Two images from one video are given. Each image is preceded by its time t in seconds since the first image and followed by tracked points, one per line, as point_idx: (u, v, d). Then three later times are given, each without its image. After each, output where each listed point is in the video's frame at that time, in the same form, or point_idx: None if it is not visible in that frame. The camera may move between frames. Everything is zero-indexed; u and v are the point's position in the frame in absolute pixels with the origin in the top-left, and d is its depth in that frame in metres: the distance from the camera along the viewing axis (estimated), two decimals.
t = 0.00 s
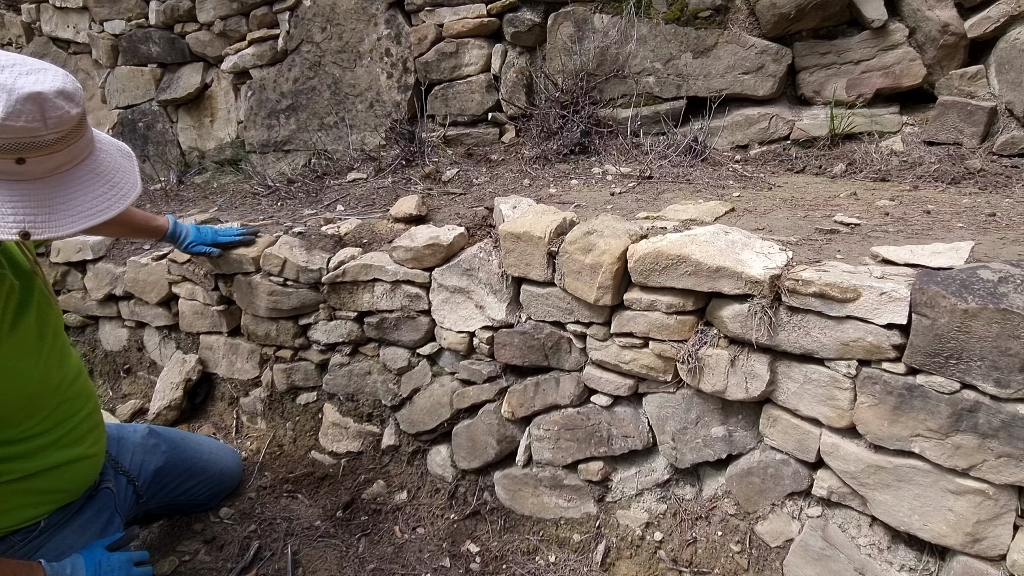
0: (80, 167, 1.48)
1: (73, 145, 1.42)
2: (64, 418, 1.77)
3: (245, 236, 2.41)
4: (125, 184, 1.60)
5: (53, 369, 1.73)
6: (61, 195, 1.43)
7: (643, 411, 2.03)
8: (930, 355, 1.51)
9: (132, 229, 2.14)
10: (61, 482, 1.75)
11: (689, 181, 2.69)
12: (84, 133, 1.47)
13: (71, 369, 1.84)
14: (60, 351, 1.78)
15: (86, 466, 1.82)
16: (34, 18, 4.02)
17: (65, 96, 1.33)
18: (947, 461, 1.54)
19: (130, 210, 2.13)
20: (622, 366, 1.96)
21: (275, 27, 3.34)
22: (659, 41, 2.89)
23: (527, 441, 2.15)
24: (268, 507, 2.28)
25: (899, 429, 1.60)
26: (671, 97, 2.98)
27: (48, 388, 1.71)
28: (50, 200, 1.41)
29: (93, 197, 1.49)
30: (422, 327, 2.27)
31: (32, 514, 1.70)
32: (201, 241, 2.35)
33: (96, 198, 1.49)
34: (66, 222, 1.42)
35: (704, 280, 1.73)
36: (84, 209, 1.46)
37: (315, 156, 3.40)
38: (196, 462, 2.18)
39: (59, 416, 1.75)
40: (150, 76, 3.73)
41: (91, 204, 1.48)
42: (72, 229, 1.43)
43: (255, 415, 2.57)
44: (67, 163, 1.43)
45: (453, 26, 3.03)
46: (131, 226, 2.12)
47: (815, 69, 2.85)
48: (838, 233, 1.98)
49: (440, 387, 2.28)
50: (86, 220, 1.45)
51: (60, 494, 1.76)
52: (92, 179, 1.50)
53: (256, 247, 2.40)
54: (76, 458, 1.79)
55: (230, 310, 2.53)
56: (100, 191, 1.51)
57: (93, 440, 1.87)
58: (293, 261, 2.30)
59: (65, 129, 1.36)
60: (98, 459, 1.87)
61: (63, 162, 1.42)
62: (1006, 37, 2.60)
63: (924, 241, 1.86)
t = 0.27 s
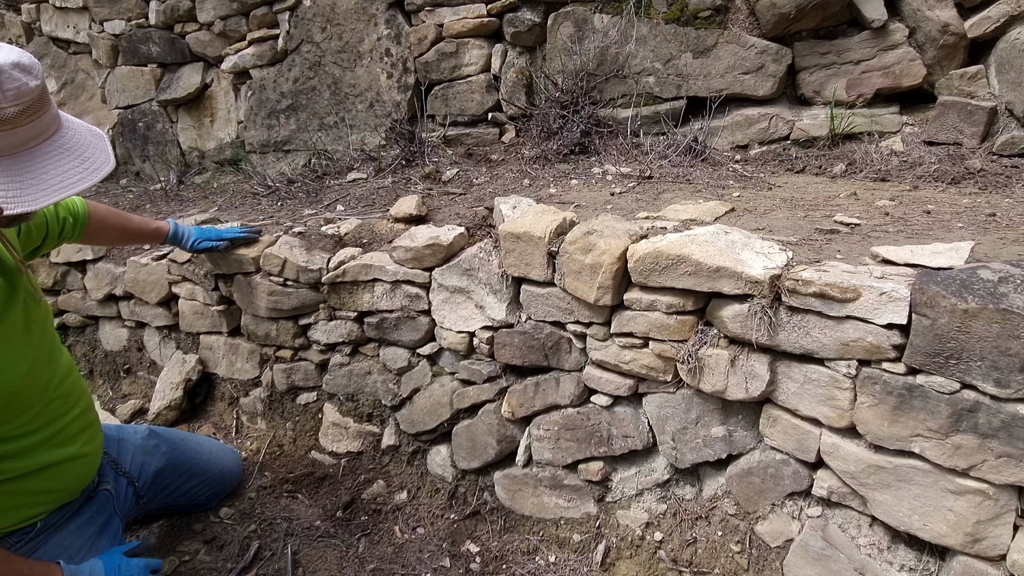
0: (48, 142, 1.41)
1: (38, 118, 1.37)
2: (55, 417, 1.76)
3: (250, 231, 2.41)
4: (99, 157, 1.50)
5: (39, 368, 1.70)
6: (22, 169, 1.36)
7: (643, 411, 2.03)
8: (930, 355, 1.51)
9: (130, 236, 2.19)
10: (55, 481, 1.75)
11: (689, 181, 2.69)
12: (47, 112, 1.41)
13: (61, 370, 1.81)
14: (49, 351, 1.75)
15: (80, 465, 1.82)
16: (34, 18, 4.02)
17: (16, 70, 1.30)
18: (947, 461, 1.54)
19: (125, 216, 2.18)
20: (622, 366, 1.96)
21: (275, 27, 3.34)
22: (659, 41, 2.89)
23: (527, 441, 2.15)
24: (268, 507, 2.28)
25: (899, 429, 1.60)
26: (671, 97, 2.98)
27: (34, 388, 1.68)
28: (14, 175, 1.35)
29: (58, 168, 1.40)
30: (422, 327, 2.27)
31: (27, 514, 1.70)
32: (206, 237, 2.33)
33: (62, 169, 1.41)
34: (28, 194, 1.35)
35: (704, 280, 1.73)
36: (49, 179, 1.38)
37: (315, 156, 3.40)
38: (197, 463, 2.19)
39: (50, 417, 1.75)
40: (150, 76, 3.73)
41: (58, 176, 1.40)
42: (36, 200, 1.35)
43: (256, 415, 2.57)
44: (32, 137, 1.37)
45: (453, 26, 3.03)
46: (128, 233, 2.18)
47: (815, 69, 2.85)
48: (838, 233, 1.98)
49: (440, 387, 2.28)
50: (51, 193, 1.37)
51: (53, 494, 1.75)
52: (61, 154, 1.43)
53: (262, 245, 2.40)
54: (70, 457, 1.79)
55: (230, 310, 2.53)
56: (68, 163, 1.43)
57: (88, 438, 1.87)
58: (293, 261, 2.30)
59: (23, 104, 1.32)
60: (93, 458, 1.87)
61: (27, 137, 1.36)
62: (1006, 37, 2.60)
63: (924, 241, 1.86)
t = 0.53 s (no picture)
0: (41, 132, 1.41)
1: (29, 107, 1.37)
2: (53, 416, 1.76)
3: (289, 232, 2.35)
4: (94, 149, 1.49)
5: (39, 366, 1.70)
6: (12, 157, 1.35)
7: (643, 411, 2.03)
8: (930, 355, 1.51)
9: (165, 238, 2.16)
10: (54, 480, 1.75)
11: (689, 181, 2.70)
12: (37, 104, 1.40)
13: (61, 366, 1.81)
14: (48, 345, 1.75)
15: (81, 464, 1.82)
16: (34, 18, 4.02)
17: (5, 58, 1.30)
18: (947, 462, 1.54)
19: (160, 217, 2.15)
20: (622, 366, 1.96)
21: (275, 27, 3.34)
22: (659, 42, 2.89)
23: (527, 441, 2.15)
24: (268, 508, 2.28)
25: (899, 429, 1.60)
26: (671, 97, 2.98)
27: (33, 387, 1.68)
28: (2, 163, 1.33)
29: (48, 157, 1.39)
30: (422, 327, 2.27)
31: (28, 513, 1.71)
32: (245, 236, 2.25)
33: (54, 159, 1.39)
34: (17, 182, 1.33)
35: (704, 280, 1.73)
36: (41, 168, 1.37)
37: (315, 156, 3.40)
38: (196, 463, 2.19)
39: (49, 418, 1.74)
40: (150, 76, 3.73)
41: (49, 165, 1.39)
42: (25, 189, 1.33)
43: (255, 415, 2.57)
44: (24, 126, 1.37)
45: (453, 26, 3.03)
46: (161, 235, 2.14)
47: (815, 69, 2.85)
48: (838, 233, 1.98)
49: (440, 387, 2.28)
50: (39, 180, 1.35)
51: (53, 493, 1.75)
52: (55, 143, 1.42)
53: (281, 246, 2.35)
54: (69, 456, 1.78)
55: (230, 310, 2.53)
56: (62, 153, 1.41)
57: (87, 436, 1.87)
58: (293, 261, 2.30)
59: (12, 91, 1.32)
60: (92, 457, 1.87)
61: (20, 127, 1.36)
62: (1006, 37, 2.60)
63: (924, 241, 1.86)
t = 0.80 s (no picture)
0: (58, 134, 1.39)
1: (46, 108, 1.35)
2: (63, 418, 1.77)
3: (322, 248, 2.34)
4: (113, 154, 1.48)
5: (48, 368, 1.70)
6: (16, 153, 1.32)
7: (643, 411, 2.03)
8: (930, 355, 1.51)
9: (200, 248, 2.15)
10: (60, 482, 1.75)
11: (689, 181, 2.70)
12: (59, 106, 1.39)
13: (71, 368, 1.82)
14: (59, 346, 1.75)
15: (84, 465, 1.81)
16: (34, 18, 4.02)
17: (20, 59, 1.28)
18: (947, 461, 1.54)
19: (197, 225, 2.14)
20: (622, 366, 1.96)
21: (275, 27, 3.34)
22: (659, 41, 2.89)
23: (527, 441, 2.15)
24: (268, 508, 2.28)
25: (899, 429, 1.60)
26: (671, 97, 2.98)
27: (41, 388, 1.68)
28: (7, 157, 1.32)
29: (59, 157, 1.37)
30: (422, 327, 2.27)
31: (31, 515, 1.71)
32: (279, 254, 2.25)
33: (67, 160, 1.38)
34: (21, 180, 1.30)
35: (704, 280, 1.73)
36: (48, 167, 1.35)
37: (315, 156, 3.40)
38: (197, 463, 2.18)
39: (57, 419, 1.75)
40: (150, 76, 3.73)
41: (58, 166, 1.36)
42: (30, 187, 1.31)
43: (255, 415, 2.57)
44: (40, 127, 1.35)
45: (453, 26, 3.03)
46: (197, 243, 2.13)
47: (815, 69, 2.85)
48: (838, 233, 1.98)
49: (440, 387, 2.28)
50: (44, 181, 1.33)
51: (59, 495, 1.75)
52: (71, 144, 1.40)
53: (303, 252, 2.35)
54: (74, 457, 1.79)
55: (230, 310, 2.53)
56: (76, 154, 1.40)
57: (93, 438, 1.87)
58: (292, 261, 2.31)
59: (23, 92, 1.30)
60: (97, 459, 1.87)
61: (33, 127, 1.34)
62: (1006, 37, 2.60)
63: (924, 241, 1.86)
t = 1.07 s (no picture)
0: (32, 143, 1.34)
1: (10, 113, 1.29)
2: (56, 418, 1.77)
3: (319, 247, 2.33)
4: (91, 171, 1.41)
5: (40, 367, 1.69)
6: None
7: (643, 411, 2.03)
8: (930, 355, 1.51)
9: (194, 250, 2.16)
10: (54, 485, 1.74)
11: (689, 181, 2.70)
12: (36, 115, 1.33)
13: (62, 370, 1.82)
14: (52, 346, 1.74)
15: (81, 464, 1.82)
16: (34, 18, 4.02)
17: None
18: (947, 461, 1.54)
19: (191, 228, 2.15)
20: (622, 366, 1.96)
21: (275, 27, 3.34)
22: (659, 42, 2.89)
23: (527, 441, 2.15)
24: (268, 508, 2.28)
25: (899, 429, 1.60)
26: (671, 97, 2.98)
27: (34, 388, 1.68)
28: None
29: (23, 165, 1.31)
30: (422, 327, 2.27)
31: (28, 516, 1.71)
32: (274, 255, 2.24)
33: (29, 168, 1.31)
34: None
35: (704, 280, 1.73)
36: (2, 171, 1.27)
37: (315, 156, 3.40)
38: (197, 463, 2.18)
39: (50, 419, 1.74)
40: (150, 76, 3.73)
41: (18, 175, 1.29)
42: None
43: (255, 415, 2.56)
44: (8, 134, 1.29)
45: (453, 26, 3.03)
46: (190, 246, 2.14)
47: (815, 69, 2.85)
48: (839, 233, 1.98)
49: (440, 387, 2.28)
50: None
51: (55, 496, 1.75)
52: (45, 154, 1.35)
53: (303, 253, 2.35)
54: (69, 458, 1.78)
55: (230, 310, 2.53)
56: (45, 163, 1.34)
57: (88, 439, 1.87)
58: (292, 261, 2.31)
59: None
60: (93, 460, 1.86)
61: None
62: (1006, 37, 2.60)
63: (924, 241, 1.86)
